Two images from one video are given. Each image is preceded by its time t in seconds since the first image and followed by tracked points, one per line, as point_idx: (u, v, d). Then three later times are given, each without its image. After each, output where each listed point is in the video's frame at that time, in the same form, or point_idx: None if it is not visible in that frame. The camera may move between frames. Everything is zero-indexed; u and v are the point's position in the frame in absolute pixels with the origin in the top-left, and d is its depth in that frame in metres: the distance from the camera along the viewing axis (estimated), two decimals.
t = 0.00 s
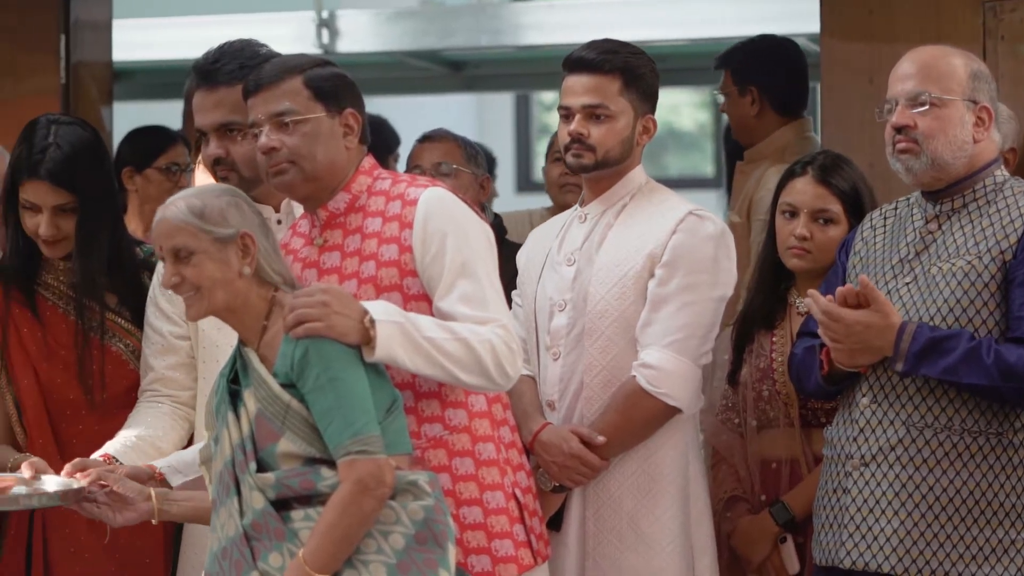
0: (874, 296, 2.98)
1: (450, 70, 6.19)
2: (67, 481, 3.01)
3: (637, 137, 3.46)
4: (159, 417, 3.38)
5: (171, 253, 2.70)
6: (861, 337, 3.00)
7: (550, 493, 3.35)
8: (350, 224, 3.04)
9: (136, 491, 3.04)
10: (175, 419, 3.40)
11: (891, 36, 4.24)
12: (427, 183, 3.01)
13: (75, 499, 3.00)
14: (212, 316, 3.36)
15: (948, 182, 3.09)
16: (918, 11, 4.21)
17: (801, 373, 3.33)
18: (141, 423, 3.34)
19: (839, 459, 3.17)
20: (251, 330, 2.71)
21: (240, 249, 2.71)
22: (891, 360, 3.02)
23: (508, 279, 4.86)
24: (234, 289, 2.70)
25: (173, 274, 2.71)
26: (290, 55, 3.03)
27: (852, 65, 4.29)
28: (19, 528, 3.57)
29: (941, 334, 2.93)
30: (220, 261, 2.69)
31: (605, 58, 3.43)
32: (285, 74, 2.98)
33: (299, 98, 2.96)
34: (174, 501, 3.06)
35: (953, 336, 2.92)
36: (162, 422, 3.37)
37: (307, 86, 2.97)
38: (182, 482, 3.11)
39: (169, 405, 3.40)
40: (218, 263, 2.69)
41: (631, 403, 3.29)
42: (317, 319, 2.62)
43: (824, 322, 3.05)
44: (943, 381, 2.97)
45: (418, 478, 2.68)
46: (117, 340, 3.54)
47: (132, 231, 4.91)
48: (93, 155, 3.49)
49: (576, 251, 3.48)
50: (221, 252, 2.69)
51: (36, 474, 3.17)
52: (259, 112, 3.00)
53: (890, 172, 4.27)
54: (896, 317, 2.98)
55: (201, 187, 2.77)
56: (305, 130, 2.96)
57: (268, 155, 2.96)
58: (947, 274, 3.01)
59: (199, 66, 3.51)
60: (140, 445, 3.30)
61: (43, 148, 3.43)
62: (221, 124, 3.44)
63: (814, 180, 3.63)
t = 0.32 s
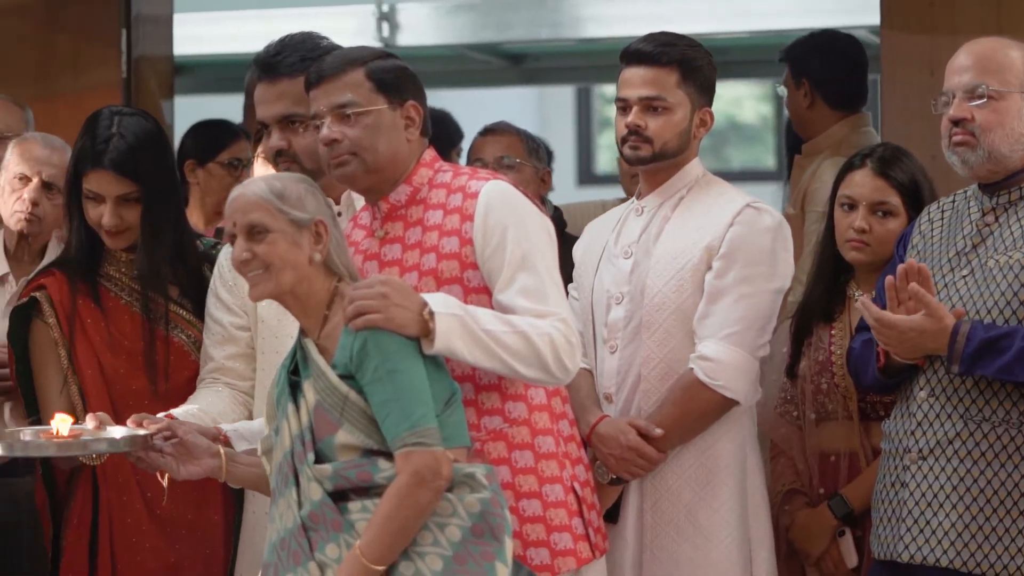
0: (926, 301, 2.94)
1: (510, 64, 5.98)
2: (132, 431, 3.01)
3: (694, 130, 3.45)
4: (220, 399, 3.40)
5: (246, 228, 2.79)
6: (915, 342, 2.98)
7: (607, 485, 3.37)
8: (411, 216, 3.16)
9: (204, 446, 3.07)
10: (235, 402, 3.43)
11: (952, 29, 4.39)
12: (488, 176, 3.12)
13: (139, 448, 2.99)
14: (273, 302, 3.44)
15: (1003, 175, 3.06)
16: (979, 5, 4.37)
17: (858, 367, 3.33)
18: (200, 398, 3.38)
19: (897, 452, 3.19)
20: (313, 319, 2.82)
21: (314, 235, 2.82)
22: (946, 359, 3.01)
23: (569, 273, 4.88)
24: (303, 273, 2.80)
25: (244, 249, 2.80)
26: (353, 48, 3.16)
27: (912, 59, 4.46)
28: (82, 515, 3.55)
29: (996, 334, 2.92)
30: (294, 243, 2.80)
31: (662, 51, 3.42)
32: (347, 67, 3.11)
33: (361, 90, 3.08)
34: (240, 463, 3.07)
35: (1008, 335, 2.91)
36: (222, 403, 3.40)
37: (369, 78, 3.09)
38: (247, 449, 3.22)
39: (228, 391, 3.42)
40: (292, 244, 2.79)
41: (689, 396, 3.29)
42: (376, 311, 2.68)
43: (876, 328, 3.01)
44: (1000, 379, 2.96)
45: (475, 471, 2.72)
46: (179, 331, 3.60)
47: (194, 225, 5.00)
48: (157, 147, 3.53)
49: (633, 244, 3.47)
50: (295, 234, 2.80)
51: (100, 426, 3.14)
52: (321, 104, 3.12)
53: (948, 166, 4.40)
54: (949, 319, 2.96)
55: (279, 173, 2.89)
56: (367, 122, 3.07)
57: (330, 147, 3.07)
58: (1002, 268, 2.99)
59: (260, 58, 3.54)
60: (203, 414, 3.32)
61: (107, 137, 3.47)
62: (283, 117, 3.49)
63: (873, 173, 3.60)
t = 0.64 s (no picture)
0: (989, 280, 2.97)
1: (570, 59, 6.23)
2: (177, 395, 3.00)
3: (752, 125, 3.45)
4: (271, 384, 3.40)
5: (312, 225, 2.80)
6: (976, 325, 3.00)
7: (666, 480, 3.38)
8: (472, 211, 3.19)
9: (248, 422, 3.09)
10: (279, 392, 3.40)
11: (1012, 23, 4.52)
12: (550, 171, 3.14)
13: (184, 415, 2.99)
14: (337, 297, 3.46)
15: None
16: None
17: (916, 361, 3.33)
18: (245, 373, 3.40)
19: (954, 447, 3.19)
20: (376, 313, 2.84)
21: (378, 229, 2.83)
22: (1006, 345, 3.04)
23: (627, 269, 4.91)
24: (369, 268, 2.83)
25: (310, 246, 2.81)
26: (414, 42, 3.17)
27: (971, 51, 4.60)
28: (144, 510, 3.56)
29: None
30: (359, 238, 2.81)
31: (720, 45, 3.42)
32: (409, 60, 3.12)
33: (423, 84, 3.10)
34: (282, 442, 3.06)
35: None
36: (272, 387, 3.40)
37: (431, 72, 3.10)
38: (291, 425, 3.23)
39: (278, 378, 3.43)
40: (357, 239, 2.81)
41: (748, 391, 3.29)
42: (440, 306, 2.70)
43: (938, 310, 3.04)
44: None
45: (536, 466, 2.73)
46: (240, 325, 3.63)
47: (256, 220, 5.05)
48: (219, 140, 3.55)
49: (692, 239, 3.47)
50: (360, 229, 2.81)
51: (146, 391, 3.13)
52: (383, 98, 3.15)
53: (1007, 159, 4.57)
54: (1011, 302, 2.98)
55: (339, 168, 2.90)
56: (429, 116, 3.09)
57: (392, 141, 3.10)
58: None
59: (318, 55, 3.56)
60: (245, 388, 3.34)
61: (169, 131, 3.50)
62: (341, 114, 3.50)
63: (932, 167, 3.59)
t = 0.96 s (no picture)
0: None
1: (630, 54, 6.29)
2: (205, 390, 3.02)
3: (812, 120, 3.45)
4: (318, 376, 3.41)
5: (371, 223, 2.81)
6: None
7: (723, 475, 3.36)
8: (530, 207, 3.19)
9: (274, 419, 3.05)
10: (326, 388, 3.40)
11: None
12: (609, 168, 3.14)
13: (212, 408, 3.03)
14: (396, 293, 3.46)
15: None
16: None
17: (973, 359, 3.33)
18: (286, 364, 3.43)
19: (1014, 445, 3.18)
20: (434, 308, 2.85)
21: (436, 226, 2.84)
22: None
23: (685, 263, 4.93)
24: (428, 265, 2.83)
25: (370, 245, 2.81)
26: (474, 37, 3.19)
27: None
28: (195, 506, 3.58)
29: None
30: (419, 235, 2.82)
31: (781, 40, 3.41)
32: (471, 56, 3.13)
33: (483, 80, 3.11)
34: (307, 438, 3.00)
35: None
36: (320, 378, 3.40)
37: (492, 68, 3.11)
38: (321, 418, 3.24)
39: (327, 371, 3.43)
40: (416, 236, 2.82)
41: (805, 387, 3.29)
42: (498, 301, 2.71)
43: (991, 320, 3.09)
44: None
45: (596, 462, 2.74)
46: (297, 321, 3.64)
47: (315, 217, 5.07)
48: (278, 138, 3.58)
49: (749, 234, 3.48)
50: (419, 226, 2.82)
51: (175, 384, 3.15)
52: (443, 93, 3.15)
53: None
54: None
55: (394, 166, 2.91)
56: (489, 111, 3.10)
57: (452, 136, 3.11)
58: None
59: (374, 54, 3.56)
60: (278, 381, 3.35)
61: (229, 128, 3.52)
62: (396, 112, 3.51)
63: (992, 161, 3.60)
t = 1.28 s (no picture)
0: None
1: (679, 49, 6.29)
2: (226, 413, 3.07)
3: (861, 115, 3.44)
4: (357, 375, 3.43)
5: (420, 218, 2.84)
6: None
7: (771, 469, 3.38)
8: (578, 202, 3.20)
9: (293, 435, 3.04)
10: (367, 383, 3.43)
11: None
12: (656, 163, 3.14)
13: (231, 430, 3.03)
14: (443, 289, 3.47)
15: None
16: None
17: None
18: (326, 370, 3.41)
19: None
20: (481, 302, 2.87)
21: (484, 222, 2.86)
22: None
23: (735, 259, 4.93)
24: (477, 261, 2.85)
25: (418, 239, 2.84)
26: (523, 33, 3.20)
27: None
28: (240, 503, 3.58)
29: None
30: (467, 231, 2.84)
31: (831, 35, 3.41)
32: (518, 52, 3.14)
33: (530, 76, 3.11)
34: (327, 451, 3.01)
35: None
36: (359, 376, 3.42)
37: (539, 64, 3.11)
38: (346, 420, 3.25)
39: (369, 368, 3.45)
40: (464, 231, 2.84)
41: (854, 381, 3.29)
42: (546, 296, 2.72)
43: None
44: None
45: (643, 456, 2.74)
46: (342, 318, 3.67)
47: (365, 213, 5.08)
48: (323, 135, 3.59)
49: (798, 228, 3.47)
50: (469, 221, 2.84)
51: (198, 406, 3.18)
52: (490, 89, 3.16)
53: None
54: None
55: (442, 162, 2.94)
56: (536, 107, 3.10)
57: (499, 132, 3.11)
58: None
59: (420, 51, 3.58)
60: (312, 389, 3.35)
61: (275, 127, 3.54)
62: (442, 109, 3.52)
63: None
